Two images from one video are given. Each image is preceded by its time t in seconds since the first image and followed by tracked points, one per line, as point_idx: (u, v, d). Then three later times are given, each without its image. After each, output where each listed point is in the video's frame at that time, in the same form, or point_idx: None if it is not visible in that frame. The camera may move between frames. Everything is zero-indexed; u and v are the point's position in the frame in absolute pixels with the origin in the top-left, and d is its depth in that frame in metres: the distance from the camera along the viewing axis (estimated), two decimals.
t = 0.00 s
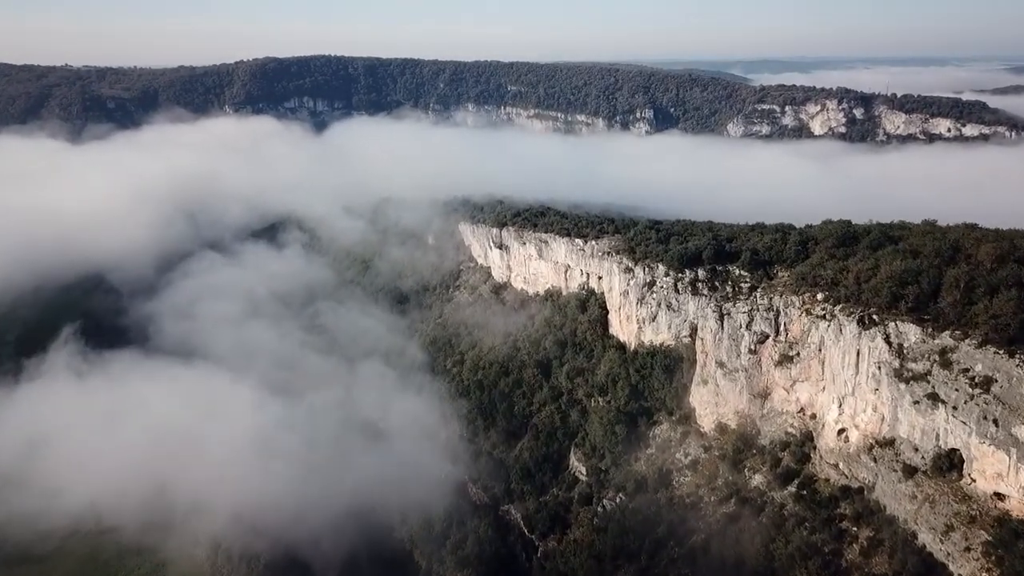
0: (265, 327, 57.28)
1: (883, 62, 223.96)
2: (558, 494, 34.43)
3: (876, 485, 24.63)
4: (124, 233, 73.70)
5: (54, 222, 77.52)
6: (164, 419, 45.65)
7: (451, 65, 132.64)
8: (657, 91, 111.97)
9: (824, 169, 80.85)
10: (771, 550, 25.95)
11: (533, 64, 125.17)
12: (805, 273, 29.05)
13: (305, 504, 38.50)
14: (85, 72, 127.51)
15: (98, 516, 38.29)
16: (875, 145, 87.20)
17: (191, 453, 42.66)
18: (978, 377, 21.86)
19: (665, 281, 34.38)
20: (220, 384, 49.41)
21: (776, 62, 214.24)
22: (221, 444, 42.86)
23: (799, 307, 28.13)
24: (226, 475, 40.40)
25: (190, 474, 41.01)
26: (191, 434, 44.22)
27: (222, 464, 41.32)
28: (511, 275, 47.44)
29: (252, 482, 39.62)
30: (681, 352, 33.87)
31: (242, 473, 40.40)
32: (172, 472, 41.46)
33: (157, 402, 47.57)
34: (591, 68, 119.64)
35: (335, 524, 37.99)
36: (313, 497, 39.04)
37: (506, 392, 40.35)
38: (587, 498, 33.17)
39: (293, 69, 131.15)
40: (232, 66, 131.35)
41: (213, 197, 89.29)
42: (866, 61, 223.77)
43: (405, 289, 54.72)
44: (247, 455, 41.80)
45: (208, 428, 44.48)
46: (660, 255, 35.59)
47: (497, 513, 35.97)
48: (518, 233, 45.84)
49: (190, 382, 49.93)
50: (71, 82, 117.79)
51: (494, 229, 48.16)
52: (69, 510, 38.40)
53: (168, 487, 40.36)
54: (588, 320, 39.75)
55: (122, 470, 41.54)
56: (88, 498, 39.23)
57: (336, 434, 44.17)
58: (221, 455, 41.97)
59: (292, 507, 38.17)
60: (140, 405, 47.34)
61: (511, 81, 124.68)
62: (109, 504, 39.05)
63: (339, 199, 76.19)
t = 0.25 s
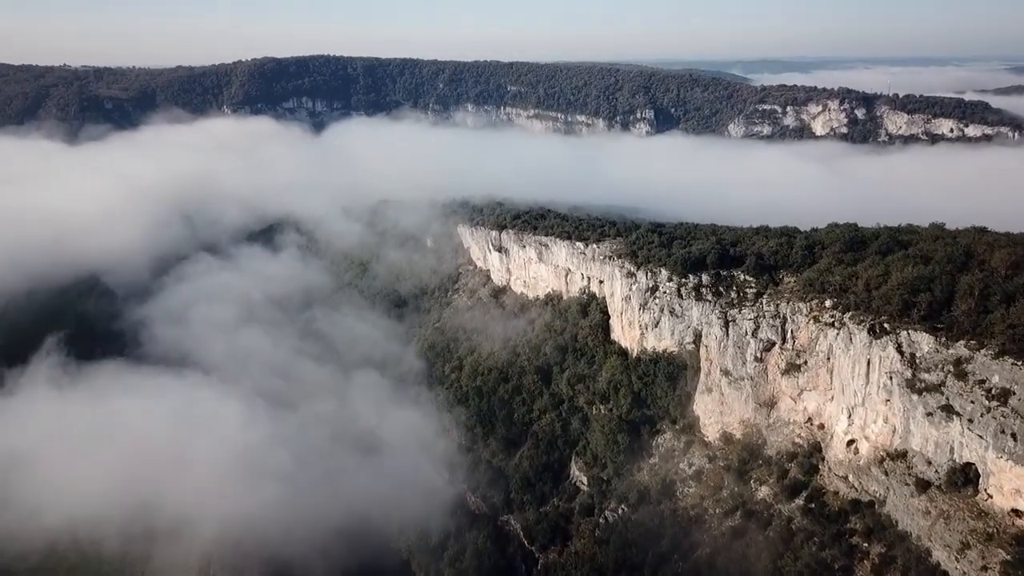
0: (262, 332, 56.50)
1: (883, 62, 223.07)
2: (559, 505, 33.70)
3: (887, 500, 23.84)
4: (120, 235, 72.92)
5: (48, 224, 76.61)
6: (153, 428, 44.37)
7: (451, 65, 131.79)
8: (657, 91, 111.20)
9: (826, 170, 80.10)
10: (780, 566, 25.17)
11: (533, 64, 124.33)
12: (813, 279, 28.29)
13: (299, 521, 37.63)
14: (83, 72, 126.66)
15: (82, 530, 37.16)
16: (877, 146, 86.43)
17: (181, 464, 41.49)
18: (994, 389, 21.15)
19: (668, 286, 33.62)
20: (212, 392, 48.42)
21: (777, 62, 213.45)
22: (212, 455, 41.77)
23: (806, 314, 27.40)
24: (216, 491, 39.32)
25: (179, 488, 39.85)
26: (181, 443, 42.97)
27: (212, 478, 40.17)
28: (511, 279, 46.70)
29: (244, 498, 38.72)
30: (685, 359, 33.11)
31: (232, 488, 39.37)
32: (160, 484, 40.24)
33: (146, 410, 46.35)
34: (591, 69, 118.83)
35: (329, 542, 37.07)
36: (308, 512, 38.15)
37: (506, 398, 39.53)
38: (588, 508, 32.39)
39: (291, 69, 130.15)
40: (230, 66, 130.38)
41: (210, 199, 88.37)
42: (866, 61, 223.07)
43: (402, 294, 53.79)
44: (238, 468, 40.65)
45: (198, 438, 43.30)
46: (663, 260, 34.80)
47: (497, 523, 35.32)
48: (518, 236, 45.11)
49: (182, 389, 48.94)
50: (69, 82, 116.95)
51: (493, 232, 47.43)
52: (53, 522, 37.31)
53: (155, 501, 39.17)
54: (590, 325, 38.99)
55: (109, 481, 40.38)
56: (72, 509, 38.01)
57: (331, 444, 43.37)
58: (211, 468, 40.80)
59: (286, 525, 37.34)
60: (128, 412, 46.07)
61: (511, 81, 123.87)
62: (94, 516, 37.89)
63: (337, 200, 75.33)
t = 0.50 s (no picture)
0: (259, 336, 55.81)
1: (883, 62, 222.43)
2: (559, 515, 32.95)
3: (899, 514, 23.13)
4: (116, 236, 72.15)
5: (43, 226, 75.74)
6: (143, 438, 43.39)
7: (451, 65, 131.04)
8: (658, 91, 110.43)
9: (828, 171, 79.34)
10: None
11: (533, 64, 123.55)
12: (820, 286, 27.59)
13: (295, 542, 37.12)
14: (80, 72, 125.86)
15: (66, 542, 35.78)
16: (879, 146, 85.69)
17: (172, 478, 40.57)
18: (1010, 402, 20.46)
19: (671, 291, 32.94)
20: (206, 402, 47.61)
21: (776, 63, 212.70)
22: (206, 470, 40.92)
23: (813, 322, 26.69)
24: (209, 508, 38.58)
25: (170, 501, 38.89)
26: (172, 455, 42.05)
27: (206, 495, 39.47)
28: (510, 282, 45.96)
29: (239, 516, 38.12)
30: (688, 366, 32.39)
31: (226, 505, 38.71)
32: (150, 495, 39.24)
33: (137, 419, 45.32)
34: (592, 69, 118.07)
35: (323, 563, 36.44)
36: (304, 532, 37.67)
37: (505, 405, 38.78)
38: (590, 519, 31.69)
39: (290, 69, 129.31)
40: (228, 66, 129.53)
41: (208, 200, 87.58)
42: (866, 62, 222.32)
43: (400, 297, 53.07)
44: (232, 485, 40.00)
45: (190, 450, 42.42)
46: (666, 264, 34.07)
47: (496, 533, 34.58)
48: (518, 239, 44.39)
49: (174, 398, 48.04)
50: (66, 82, 116.16)
51: (492, 235, 46.71)
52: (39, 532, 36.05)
53: (144, 514, 38.11)
54: (591, 330, 38.25)
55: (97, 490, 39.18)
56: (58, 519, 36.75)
57: (328, 457, 42.79)
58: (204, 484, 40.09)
59: (281, 544, 36.81)
60: (119, 420, 45.02)
61: (511, 82, 123.09)
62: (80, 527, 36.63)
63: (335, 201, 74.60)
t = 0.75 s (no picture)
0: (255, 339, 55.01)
1: (883, 62, 221.65)
2: (560, 525, 32.27)
3: (911, 529, 22.42)
4: (112, 238, 71.34)
5: (37, 228, 74.90)
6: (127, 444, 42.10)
7: (450, 65, 130.19)
8: (658, 91, 109.67)
9: (831, 172, 78.59)
10: None
11: (532, 64, 122.70)
12: (828, 292, 26.83)
13: (286, 556, 35.84)
14: (78, 72, 124.98)
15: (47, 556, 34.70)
16: (881, 147, 84.98)
17: (162, 488, 39.43)
18: None
19: (674, 296, 32.24)
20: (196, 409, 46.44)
21: (777, 62, 211.88)
22: (201, 481, 39.81)
23: (821, 329, 25.95)
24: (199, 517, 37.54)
25: (156, 514, 37.65)
26: (158, 465, 40.75)
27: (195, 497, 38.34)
28: (510, 285, 45.20)
29: (229, 532, 37.11)
30: (692, 373, 31.65)
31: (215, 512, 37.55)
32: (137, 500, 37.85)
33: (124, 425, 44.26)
34: (592, 68, 117.27)
35: None
36: (297, 542, 36.55)
37: (505, 411, 38.01)
38: (591, 531, 31.05)
39: (289, 69, 128.41)
40: (226, 65, 128.63)
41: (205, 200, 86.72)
42: (866, 62, 221.44)
43: (398, 300, 52.28)
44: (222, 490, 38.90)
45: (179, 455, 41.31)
46: (669, 268, 33.31)
47: (495, 544, 33.91)
48: (517, 241, 43.62)
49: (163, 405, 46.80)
50: (63, 82, 115.23)
51: (491, 237, 45.95)
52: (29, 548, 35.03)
53: (136, 529, 36.99)
54: (592, 335, 37.49)
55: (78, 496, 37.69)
56: (36, 535, 35.53)
57: (322, 466, 41.86)
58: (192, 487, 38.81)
59: (273, 560, 35.58)
60: (110, 428, 43.96)
61: (510, 81, 122.27)
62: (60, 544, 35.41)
63: (333, 203, 73.83)
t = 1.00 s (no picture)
0: (250, 344, 54.26)
1: (883, 62, 220.90)
2: (561, 536, 31.58)
3: (924, 545, 21.67)
4: (107, 240, 70.57)
5: (32, 229, 74.14)
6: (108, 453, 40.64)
7: (449, 65, 129.42)
8: (659, 91, 108.96)
9: (833, 173, 77.82)
10: None
11: (532, 63, 121.95)
12: (837, 298, 26.09)
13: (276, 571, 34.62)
14: (75, 72, 124.21)
15: (20, 568, 33.38)
16: (882, 147, 84.24)
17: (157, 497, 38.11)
18: None
19: (677, 302, 31.53)
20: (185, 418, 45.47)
21: (777, 61, 211.04)
22: (196, 489, 38.59)
23: (830, 336, 25.24)
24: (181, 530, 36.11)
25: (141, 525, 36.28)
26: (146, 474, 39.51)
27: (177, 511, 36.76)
28: (509, 289, 44.46)
29: (223, 544, 35.88)
30: (696, 381, 30.92)
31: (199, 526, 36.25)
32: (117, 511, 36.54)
33: (107, 433, 42.88)
34: (592, 68, 116.51)
35: None
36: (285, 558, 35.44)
37: (504, 418, 37.25)
38: (592, 542, 30.36)
39: (287, 69, 127.65)
40: (225, 65, 127.87)
41: (202, 201, 85.94)
42: (866, 62, 220.58)
43: (395, 303, 51.47)
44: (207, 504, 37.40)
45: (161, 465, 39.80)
46: (672, 273, 32.58)
47: (494, 555, 33.24)
48: (517, 244, 42.91)
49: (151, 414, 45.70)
50: (61, 82, 114.42)
51: (491, 240, 45.22)
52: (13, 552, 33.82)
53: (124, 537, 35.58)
54: (593, 340, 36.75)
55: (55, 505, 36.31)
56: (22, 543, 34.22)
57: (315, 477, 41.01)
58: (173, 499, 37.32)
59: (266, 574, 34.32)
60: (107, 436, 42.92)
61: (510, 81, 121.50)
62: (34, 554, 33.93)
63: (330, 204, 73.07)
